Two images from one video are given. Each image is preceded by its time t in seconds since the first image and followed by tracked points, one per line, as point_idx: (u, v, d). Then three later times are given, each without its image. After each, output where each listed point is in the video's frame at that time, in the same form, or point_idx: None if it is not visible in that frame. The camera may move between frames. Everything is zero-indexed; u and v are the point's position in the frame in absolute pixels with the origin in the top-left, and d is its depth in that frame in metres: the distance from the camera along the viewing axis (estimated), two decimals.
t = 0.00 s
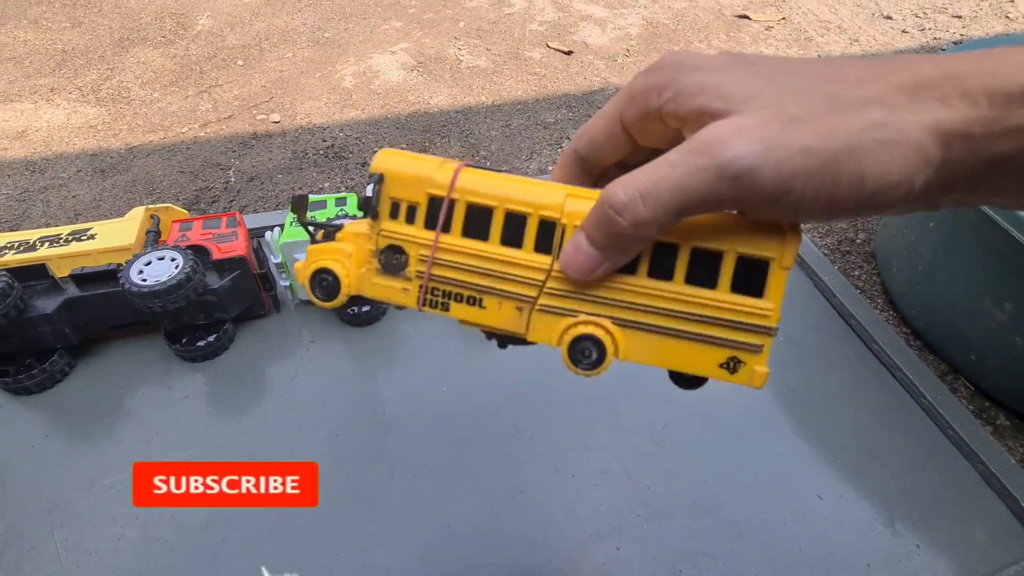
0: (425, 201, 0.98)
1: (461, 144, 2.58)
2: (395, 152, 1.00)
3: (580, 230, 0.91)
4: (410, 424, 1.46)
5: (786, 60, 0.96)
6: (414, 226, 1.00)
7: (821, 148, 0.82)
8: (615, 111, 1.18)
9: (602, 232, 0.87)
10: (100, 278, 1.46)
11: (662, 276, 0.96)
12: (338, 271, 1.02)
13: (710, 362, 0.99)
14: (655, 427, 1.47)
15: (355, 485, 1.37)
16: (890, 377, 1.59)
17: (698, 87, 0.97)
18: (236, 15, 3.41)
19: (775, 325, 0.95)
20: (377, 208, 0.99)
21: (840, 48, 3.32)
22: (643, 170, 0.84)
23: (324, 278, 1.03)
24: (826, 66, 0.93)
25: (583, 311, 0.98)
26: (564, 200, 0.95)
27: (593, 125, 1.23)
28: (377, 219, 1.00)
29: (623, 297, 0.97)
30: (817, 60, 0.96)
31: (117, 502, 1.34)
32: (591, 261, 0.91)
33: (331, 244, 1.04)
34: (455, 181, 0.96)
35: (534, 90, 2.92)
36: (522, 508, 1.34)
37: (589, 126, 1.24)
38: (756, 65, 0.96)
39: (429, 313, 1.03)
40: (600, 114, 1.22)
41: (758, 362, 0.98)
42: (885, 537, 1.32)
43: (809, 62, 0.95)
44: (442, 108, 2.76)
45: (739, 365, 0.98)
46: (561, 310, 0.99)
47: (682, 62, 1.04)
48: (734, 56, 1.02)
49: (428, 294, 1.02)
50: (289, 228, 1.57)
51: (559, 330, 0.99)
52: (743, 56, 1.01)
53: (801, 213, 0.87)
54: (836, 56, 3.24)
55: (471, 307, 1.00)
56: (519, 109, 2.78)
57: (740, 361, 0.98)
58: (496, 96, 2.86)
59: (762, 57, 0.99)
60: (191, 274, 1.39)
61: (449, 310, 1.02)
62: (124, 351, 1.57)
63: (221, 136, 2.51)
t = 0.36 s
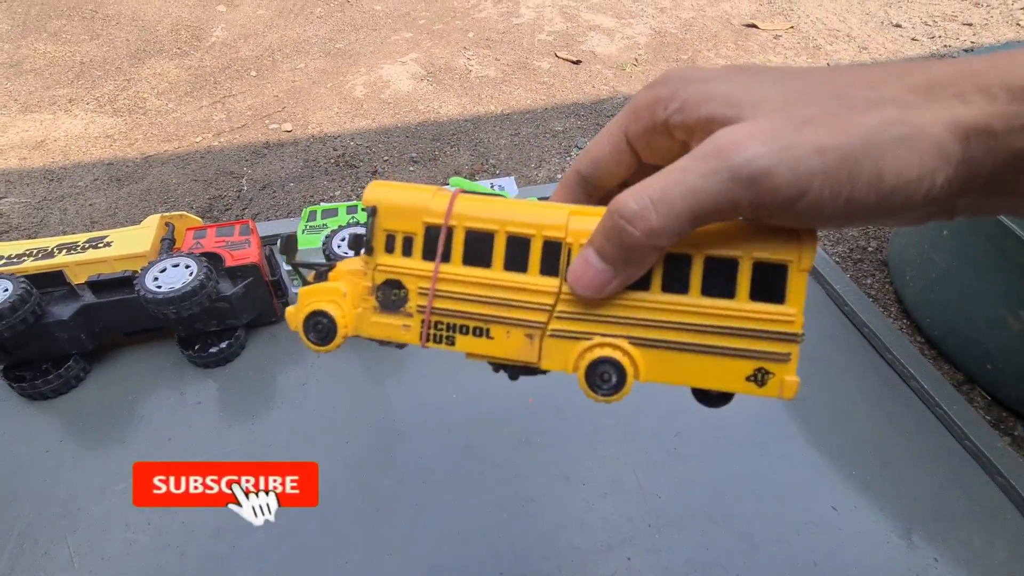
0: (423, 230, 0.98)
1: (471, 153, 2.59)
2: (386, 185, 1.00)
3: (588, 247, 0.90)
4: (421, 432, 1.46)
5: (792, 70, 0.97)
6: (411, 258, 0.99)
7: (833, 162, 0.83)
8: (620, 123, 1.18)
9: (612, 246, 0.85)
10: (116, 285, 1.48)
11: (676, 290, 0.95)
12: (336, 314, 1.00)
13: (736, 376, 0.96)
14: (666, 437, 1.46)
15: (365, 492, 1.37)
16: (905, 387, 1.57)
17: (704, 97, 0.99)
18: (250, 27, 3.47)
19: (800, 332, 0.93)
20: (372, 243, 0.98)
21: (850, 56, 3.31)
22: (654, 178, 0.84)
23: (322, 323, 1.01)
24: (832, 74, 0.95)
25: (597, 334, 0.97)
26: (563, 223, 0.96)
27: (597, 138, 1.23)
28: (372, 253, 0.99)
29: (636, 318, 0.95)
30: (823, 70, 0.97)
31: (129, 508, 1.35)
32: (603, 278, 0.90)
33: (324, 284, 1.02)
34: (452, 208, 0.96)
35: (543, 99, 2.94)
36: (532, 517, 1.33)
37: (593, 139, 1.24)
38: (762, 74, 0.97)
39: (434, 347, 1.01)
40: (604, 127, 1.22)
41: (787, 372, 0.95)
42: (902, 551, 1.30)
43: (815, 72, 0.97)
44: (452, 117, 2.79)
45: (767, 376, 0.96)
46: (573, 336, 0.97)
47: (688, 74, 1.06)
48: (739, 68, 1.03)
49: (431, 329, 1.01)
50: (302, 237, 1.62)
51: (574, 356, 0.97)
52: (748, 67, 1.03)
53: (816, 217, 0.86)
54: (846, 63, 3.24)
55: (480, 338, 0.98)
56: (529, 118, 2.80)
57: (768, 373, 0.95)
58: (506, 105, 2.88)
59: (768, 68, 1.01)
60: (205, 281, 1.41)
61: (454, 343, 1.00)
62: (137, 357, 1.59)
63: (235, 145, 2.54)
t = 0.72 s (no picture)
0: (415, 241, 0.98)
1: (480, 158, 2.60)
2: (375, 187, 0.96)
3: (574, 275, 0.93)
4: (426, 435, 1.46)
5: (825, 85, 0.92)
6: (408, 261, 1.02)
7: (846, 191, 0.82)
8: (634, 92, 1.11)
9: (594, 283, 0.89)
10: (128, 283, 1.50)
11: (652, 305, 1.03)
12: (351, 302, 1.10)
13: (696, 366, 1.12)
14: (673, 446, 1.46)
15: (371, 495, 1.37)
16: (915, 401, 1.56)
17: (725, 112, 0.93)
18: (264, 31, 3.51)
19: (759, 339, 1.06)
20: (370, 250, 1.01)
21: (860, 67, 3.31)
22: (644, 242, 0.86)
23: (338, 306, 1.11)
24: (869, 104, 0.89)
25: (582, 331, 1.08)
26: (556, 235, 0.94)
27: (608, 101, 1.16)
28: (371, 257, 1.02)
29: (618, 324, 1.05)
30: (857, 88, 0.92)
31: (136, 506, 1.35)
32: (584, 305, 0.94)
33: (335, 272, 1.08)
34: (442, 222, 0.95)
35: (553, 105, 2.95)
36: (537, 524, 1.33)
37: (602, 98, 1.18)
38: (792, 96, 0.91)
39: (439, 325, 1.11)
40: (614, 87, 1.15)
41: (739, 366, 1.12)
42: (910, 566, 1.29)
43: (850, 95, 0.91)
44: (462, 122, 2.80)
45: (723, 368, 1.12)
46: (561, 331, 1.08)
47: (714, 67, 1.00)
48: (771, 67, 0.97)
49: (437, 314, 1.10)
50: (313, 237, 1.62)
51: (559, 345, 1.10)
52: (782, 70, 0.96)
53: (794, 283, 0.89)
54: (856, 75, 3.23)
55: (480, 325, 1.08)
56: (538, 124, 2.81)
57: (724, 365, 1.11)
58: (515, 111, 2.89)
59: (801, 77, 0.94)
60: (216, 281, 1.42)
61: (457, 325, 1.11)
62: (146, 355, 1.59)
63: (246, 146, 2.56)
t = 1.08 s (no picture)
0: (428, 274, 0.92)
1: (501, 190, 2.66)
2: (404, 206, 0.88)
3: (572, 364, 0.88)
4: (438, 465, 1.47)
5: (903, 238, 0.81)
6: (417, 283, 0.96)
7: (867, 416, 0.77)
8: (710, 164, 0.84)
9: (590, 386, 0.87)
10: (159, 301, 1.54)
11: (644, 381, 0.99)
12: (355, 280, 1.01)
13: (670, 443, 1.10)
14: (687, 491, 1.45)
15: (384, 526, 1.38)
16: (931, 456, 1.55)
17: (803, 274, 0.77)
18: (295, 55, 3.64)
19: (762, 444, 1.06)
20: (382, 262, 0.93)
21: (877, 115, 3.37)
22: (666, 391, 0.81)
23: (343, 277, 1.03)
24: (946, 275, 0.80)
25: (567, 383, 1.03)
26: (568, 314, 0.91)
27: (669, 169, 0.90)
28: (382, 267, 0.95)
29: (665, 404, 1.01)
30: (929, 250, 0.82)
31: (153, 524, 1.37)
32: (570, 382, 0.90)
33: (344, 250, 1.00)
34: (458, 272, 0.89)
35: (573, 140, 3.01)
36: (549, 565, 1.33)
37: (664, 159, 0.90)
38: (878, 251, 0.78)
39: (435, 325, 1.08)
40: (691, 145, 0.86)
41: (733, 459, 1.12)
42: None
43: (927, 258, 0.81)
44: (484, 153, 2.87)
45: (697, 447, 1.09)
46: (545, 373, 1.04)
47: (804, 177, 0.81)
48: (855, 194, 0.82)
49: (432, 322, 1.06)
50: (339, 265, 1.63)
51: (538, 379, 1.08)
52: (866, 203, 0.82)
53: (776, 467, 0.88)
54: (872, 123, 3.29)
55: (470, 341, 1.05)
56: (559, 158, 2.87)
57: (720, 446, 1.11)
58: (537, 144, 2.96)
59: (881, 218, 0.82)
60: (244, 304, 1.45)
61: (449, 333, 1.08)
62: (169, 372, 1.62)
63: (275, 168, 2.64)
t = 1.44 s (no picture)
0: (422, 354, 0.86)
1: (511, 209, 2.67)
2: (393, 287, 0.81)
3: (584, 438, 0.87)
4: (444, 488, 1.46)
5: (937, 346, 0.81)
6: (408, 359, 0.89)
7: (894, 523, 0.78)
8: (744, 289, 0.77)
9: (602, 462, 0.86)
10: (173, 316, 1.55)
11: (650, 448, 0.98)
12: (334, 357, 0.92)
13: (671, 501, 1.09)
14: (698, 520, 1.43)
15: (389, 548, 1.37)
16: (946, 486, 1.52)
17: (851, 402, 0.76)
18: (310, 72, 3.71)
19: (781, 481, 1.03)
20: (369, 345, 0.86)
21: (885, 140, 3.38)
22: (684, 482, 0.81)
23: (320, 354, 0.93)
24: (979, 386, 0.81)
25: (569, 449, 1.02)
26: (574, 388, 0.87)
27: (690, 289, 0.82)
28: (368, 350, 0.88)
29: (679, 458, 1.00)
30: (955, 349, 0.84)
31: (159, 540, 1.37)
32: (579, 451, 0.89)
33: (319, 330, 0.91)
34: (457, 352, 0.84)
35: (583, 160, 3.04)
36: None
37: (682, 276, 0.82)
38: (922, 369, 0.78)
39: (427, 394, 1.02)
40: (719, 269, 0.78)
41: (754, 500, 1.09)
42: None
43: (959, 363, 0.82)
44: (495, 171, 2.90)
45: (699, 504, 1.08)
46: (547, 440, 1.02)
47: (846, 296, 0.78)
48: (890, 301, 0.81)
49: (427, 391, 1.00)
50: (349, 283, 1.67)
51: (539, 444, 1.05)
52: (903, 311, 0.81)
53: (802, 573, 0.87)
54: (881, 148, 3.30)
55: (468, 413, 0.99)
56: (568, 178, 2.89)
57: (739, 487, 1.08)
58: (546, 164, 2.98)
59: (919, 324, 0.81)
60: (257, 320, 1.47)
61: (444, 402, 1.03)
62: (178, 385, 1.63)
63: (288, 183, 2.67)
